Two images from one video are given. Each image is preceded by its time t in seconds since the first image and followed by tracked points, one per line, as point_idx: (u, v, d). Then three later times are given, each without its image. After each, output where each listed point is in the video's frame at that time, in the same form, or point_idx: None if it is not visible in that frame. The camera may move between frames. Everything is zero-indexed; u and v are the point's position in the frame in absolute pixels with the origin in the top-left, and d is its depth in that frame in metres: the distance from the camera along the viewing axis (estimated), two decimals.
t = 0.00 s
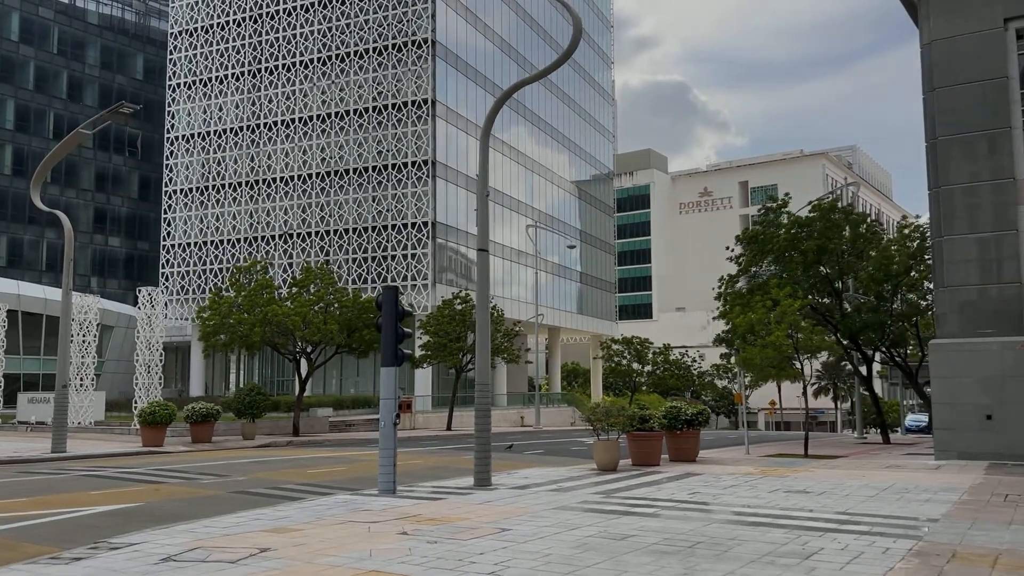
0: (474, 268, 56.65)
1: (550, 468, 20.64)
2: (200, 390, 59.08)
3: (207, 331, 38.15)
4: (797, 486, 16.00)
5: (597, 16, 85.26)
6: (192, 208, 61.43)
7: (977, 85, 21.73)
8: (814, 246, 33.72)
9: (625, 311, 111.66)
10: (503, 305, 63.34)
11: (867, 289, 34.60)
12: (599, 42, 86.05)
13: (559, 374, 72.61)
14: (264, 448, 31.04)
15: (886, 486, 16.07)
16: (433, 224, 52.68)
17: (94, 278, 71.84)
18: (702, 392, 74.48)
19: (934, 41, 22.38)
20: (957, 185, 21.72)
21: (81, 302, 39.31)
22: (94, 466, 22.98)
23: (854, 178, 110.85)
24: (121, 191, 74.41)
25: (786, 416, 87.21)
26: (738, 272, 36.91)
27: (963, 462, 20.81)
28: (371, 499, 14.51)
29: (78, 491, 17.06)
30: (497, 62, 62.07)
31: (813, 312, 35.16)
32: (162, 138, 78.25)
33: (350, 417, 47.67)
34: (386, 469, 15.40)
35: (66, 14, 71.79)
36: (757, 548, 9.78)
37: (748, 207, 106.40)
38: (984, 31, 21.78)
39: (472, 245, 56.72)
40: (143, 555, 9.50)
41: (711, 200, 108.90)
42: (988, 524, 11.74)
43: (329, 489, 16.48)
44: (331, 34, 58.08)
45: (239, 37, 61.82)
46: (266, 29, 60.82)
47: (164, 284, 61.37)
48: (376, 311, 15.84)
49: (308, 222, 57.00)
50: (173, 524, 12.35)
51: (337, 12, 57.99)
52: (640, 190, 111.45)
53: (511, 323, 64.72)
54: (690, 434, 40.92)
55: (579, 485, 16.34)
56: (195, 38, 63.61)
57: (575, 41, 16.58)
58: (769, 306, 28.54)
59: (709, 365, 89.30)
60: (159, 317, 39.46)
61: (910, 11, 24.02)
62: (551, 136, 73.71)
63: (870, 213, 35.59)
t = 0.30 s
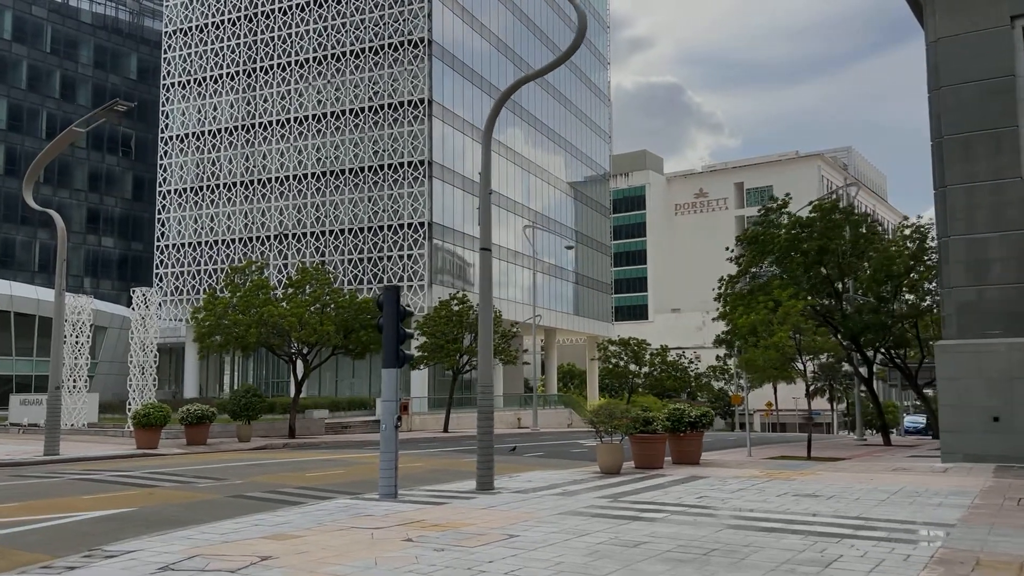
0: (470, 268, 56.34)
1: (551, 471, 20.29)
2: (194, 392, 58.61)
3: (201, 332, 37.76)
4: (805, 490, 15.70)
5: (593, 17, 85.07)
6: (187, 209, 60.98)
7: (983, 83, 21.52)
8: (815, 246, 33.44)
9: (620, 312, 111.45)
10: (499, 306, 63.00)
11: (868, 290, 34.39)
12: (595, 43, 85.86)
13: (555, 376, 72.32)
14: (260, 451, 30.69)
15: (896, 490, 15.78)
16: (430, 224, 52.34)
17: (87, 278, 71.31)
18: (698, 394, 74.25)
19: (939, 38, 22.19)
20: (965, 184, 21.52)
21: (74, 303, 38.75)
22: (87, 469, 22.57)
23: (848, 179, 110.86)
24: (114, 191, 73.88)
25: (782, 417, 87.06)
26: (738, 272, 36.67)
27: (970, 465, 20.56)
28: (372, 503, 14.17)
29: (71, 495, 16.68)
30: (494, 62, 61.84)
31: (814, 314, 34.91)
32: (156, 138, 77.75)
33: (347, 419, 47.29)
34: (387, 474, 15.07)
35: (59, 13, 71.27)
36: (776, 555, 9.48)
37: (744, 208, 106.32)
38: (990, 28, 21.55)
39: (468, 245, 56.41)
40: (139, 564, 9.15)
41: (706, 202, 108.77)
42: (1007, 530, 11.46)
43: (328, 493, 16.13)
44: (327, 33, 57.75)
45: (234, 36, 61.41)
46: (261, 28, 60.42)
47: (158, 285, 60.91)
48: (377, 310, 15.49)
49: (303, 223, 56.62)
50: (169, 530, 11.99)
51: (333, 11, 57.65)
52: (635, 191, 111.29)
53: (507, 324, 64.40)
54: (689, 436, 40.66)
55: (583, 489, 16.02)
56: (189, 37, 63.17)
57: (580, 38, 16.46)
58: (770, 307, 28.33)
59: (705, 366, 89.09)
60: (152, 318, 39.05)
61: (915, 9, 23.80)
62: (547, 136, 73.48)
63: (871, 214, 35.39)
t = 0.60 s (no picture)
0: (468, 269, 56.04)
1: (555, 473, 19.99)
2: (190, 393, 58.22)
3: (198, 332, 37.39)
4: (815, 492, 15.43)
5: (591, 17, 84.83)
6: (182, 208, 60.59)
7: (991, 80, 21.32)
8: (817, 245, 33.15)
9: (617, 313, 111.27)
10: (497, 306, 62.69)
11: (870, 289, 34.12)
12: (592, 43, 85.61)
13: (552, 376, 72.06)
14: (258, 452, 30.37)
15: (907, 491, 15.52)
16: (427, 224, 52.05)
17: (81, 279, 70.83)
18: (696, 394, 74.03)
19: (947, 35, 21.96)
20: (971, 183, 21.36)
21: (69, 303, 38.26)
22: (83, 471, 22.24)
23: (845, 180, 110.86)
24: (109, 191, 73.43)
25: (779, 417, 86.89)
26: (739, 272, 36.42)
27: (978, 466, 20.35)
28: (376, 506, 13.85)
29: (67, 497, 16.35)
30: (492, 62, 61.68)
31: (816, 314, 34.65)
32: (151, 137, 77.29)
33: (344, 420, 46.97)
34: (390, 475, 14.79)
35: (54, 12, 70.80)
36: (796, 560, 9.21)
37: (741, 209, 106.26)
38: (998, 25, 21.35)
39: (466, 246, 56.13)
40: (139, 570, 8.85)
41: (703, 202, 108.77)
42: None
43: (329, 495, 15.82)
44: (324, 32, 57.42)
45: (230, 35, 61.05)
46: (257, 27, 60.08)
47: (154, 285, 60.49)
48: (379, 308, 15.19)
49: (300, 222, 56.28)
50: (169, 534, 11.68)
51: (330, 10, 57.33)
52: (632, 192, 111.11)
53: (505, 325, 64.13)
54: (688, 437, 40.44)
55: (590, 491, 15.73)
56: (185, 36, 62.77)
57: (587, 33, 16.24)
58: (773, 308, 28.14)
59: (703, 367, 88.90)
60: (148, 318, 38.67)
61: (921, 5, 23.56)
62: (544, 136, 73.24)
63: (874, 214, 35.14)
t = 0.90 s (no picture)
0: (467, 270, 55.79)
1: (558, 475, 19.68)
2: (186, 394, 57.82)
3: (195, 332, 37.02)
4: (827, 495, 15.13)
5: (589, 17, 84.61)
6: (178, 208, 60.19)
7: (999, 77, 21.09)
8: (821, 245, 32.85)
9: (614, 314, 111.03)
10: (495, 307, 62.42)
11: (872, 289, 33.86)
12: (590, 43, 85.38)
13: (550, 376, 71.79)
14: (256, 454, 30.05)
15: (920, 494, 15.23)
16: (425, 224, 51.72)
17: (77, 279, 70.38)
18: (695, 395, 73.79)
19: (954, 31, 21.73)
20: (979, 181, 21.11)
21: (64, 304, 37.83)
22: (78, 473, 21.86)
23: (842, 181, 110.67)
24: (105, 191, 72.98)
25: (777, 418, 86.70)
26: (742, 272, 36.15)
27: (987, 467, 20.06)
28: (379, 509, 13.51)
29: (62, 501, 15.98)
30: (491, 63, 61.49)
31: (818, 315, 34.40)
32: (146, 137, 76.84)
33: (342, 421, 46.65)
34: (394, 478, 14.47)
35: (49, 11, 70.34)
36: (818, 566, 8.91)
37: (738, 210, 106.01)
38: (1006, 21, 21.12)
39: (464, 246, 55.84)
40: None
41: (700, 202, 108.51)
42: None
43: (331, 498, 15.48)
44: (321, 31, 57.09)
45: (226, 34, 60.68)
46: (254, 26, 59.73)
47: (149, 285, 60.08)
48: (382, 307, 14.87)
49: (296, 222, 55.93)
50: (167, 540, 11.33)
51: (328, 9, 57.01)
52: (630, 193, 110.90)
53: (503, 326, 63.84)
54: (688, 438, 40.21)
55: (597, 494, 15.40)
56: (181, 35, 62.36)
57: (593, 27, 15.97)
58: (777, 309, 27.86)
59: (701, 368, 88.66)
60: (144, 318, 38.30)
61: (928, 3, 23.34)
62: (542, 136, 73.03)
63: (877, 214, 34.89)
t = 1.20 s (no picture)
0: (466, 270, 55.51)
1: (564, 477, 19.34)
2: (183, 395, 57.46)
3: (193, 333, 36.63)
4: (841, 497, 14.80)
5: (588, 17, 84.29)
6: (176, 207, 59.78)
7: (1012, 72, 20.79)
8: (826, 244, 32.47)
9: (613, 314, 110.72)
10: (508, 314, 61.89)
11: (876, 289, 33.55)
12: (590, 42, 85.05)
13: (549, 377, 71.51)
14: (256, 455, 29.71)
15: (937, 496, 14.90)
16: (425, 224, 51.38)
17: (74, 279, 69.97)
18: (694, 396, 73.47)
19: (965, 27, 21.48)
20: (991, 178, 20.80)
21: (60, 303, 37.36)
22: (75, 475, 21.49)
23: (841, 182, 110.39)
24: (102, 191, 72.55)
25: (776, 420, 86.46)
26: (746, 272, 35.84)
27: (999, 469, 19.76)
28: (385, 513, 13.16)
29: (59, 504, 15.60)
30: (491, 62, 61.17)
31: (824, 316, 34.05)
32: (144, 137, 76.40)
33: (342, 422, 46.28)
34: (399, 481, 14.14)
35: (46, 10, 69.92)
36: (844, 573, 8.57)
37: (737, 210, 105.56)
38: (1018, 15, 20.82)
39: (464, 246, 55.55)
40: None
41: (699, 203, 108.02)
42: None
43: (334, 502, 15.11)
44: (320, 30, 56.74)
45: (225, 32, 60.32)
46: (252, 24, 59.38)
47: (147, 285, 59.68)
48: (386, 307, 14.55)
49: (295, 222, 55.55)
50: (166, 545, 10.98)
51: (326, 7, 56.64)
52: (629, 193, 110.61)
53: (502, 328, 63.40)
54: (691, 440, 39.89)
55: (606, 497, 15.06)
56: (179, 33, 61.95)
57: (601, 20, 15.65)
58: (783, 309, 27.55)
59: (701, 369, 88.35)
60: (142, 318, 37.90)
61: None
62: (542, 136, 72.74)
63: (882, 213, 34.59)
